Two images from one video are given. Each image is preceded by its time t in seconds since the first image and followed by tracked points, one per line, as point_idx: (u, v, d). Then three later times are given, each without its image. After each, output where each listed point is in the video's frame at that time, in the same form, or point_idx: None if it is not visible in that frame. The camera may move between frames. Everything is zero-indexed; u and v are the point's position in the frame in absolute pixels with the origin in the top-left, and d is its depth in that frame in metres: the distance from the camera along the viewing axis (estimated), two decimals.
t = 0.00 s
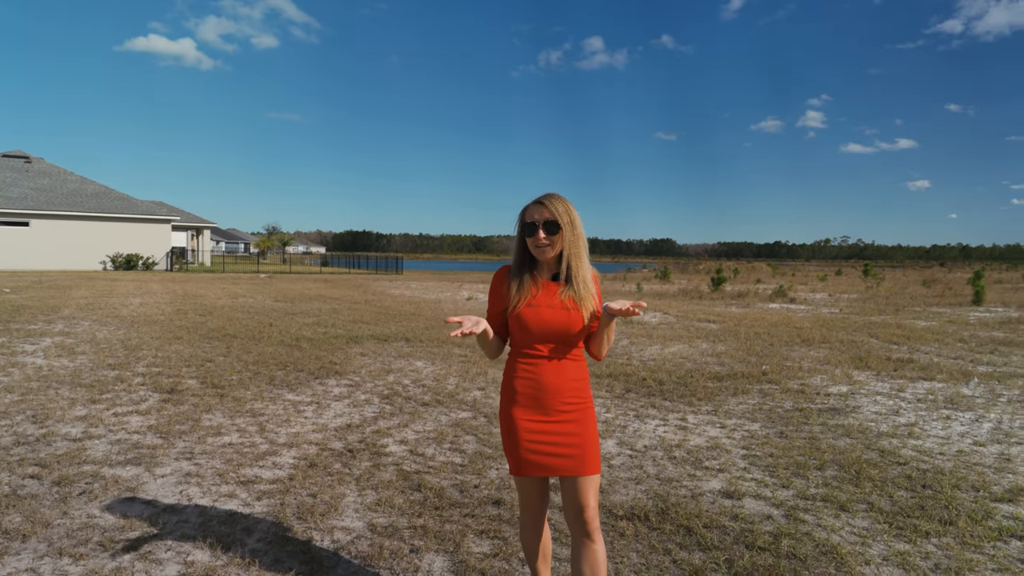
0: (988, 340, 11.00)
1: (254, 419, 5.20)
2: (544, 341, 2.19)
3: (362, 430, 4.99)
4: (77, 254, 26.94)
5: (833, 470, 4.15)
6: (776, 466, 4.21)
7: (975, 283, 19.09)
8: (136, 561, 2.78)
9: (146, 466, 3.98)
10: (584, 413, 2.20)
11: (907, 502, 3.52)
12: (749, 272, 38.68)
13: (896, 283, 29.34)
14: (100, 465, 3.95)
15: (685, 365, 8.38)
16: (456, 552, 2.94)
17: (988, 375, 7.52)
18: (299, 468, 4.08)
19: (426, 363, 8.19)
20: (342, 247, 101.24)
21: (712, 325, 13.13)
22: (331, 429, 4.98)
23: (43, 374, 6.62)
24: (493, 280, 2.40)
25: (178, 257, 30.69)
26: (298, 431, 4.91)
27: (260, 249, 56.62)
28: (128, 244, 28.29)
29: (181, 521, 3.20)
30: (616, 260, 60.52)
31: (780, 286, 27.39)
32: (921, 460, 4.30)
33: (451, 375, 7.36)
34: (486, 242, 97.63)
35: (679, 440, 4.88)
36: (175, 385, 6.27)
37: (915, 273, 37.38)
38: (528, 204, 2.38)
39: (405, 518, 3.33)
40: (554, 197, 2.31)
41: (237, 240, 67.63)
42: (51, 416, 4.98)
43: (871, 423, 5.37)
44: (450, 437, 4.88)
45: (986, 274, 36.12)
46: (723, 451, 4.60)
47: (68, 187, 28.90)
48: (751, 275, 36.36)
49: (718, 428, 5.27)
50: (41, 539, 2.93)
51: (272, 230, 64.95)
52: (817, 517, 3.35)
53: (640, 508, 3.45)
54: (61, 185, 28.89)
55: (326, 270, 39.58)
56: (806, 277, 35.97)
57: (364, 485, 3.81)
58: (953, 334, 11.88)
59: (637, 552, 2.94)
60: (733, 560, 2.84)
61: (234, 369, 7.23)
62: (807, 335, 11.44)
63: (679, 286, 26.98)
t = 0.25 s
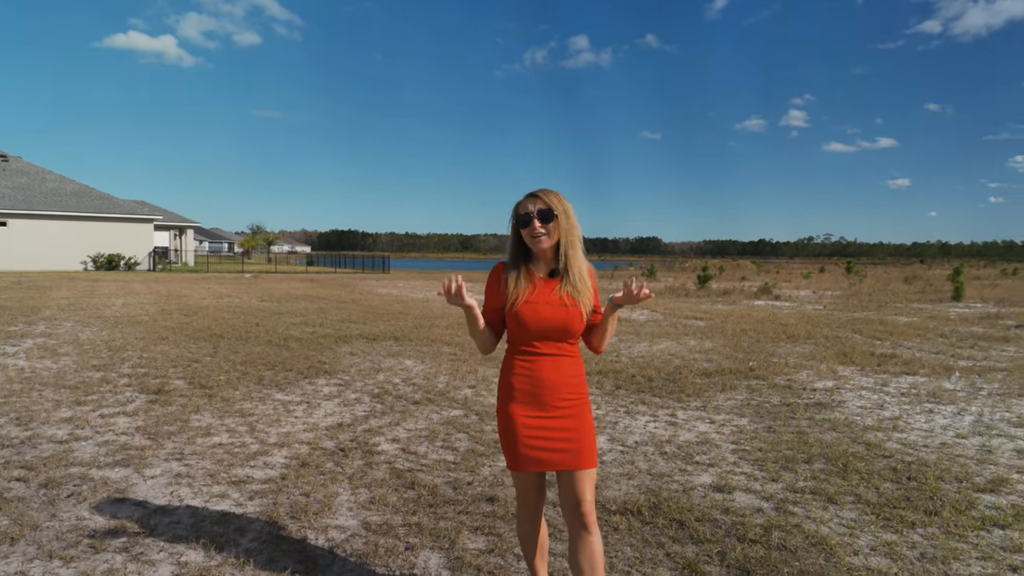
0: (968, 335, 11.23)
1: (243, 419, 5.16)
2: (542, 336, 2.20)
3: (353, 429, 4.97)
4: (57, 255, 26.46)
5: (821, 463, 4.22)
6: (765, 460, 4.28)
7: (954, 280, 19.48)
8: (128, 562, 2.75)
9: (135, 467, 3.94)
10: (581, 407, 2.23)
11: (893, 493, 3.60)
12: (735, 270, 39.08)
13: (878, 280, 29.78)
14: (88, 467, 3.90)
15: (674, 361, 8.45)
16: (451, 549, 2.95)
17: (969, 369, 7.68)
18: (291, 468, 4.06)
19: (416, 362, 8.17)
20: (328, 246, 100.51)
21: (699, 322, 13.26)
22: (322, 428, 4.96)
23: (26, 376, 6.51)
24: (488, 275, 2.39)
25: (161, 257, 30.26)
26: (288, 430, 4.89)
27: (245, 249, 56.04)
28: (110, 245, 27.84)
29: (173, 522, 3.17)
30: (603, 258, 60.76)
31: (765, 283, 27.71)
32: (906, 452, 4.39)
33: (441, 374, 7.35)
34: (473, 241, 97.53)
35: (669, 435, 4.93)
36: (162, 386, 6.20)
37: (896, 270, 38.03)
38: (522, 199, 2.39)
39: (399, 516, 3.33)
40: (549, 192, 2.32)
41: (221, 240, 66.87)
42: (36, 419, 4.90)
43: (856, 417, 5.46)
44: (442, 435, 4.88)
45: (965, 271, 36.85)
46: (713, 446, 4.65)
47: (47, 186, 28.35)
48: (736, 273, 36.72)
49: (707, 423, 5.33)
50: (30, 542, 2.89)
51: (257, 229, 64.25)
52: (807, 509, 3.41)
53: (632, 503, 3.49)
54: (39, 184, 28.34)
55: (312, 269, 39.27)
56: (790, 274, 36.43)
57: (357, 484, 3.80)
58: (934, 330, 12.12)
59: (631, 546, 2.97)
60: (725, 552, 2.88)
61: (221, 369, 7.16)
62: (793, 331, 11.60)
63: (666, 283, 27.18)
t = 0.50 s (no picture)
0: (948, 330, 11.46)
1: (232, 418, 5.12)
2: (539, 333, 2.22)
3: (343, 427, 4.95)
4: (35, 252, 25.94)
5: (807, 456, 4.30)
6: (753, 454, 4.34)
7: (933, 276, 19.87)
8: (119, 562, 2.72)
9: (123, 467, 3.89)
10: (576, 403, 2.25)
11: (878, 485, 3.67)
12: (720, 266, 39.46)
13: (860, 276, 30.25)
14: (74, 467, 3.85)
15: (662, 357, 8.52)
16: (446, 545, 2.96)
17: (949, 364, 7.85)
18: (282, 466, 4.04)
19: (405, 359, 8.16)
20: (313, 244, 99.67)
21: (685, 319, 13.38)
22: (312, 426, 4.94)
23: (6, 376, 6.39)
24: (484, 275, 2.41)
25: (143, 255, 29.81)
26: (278, 428, 4.86)
27: (229, 246, 55.37)
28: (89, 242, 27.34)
29: (163, 521, 3.15)
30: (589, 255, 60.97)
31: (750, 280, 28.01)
32: (890, 445, 4.48)
33: (430, 371, 7.35)
34: (460, 238, 97.32)
35: (659, 430, 4.98)
36: (148, 385, 6.12)
37: (877, 267, 38.68)
38: (516, 200, 2.40)
39: (393, 513, 3.34)
40: (543, 192, 2.34)
41: (204, 237, 65.99)
42: (19, 419, 4.82)
43: (841, 411, 5.56)
44: (433, 432, 4.88)
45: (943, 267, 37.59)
46: (702, 440, 4.71)
47: (24, 182, 27.76)
48: (721, 270, 37.10)
49: (696, 418, 5.39)
50: (17, 544, 2.85)
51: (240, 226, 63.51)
52: (795, 501, 3.47)
53: (624, 497, 3.52)
54: (16, 180, 27.74)
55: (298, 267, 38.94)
56: (773, 271, 36.86)
57: (350, 481, 3.80)
58: (914, 325, 12.36)
59: (624, 540, 3.01)
60: (716, 545, 2.93)
61: (208, 368, 7.09)
62: (778, 327, 11.76)
63: (652, 280, 27.36)
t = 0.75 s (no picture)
0: (931, 327, 11.66)
1: (222, 416, 5.07)
2: (537, 331, 2.22)
3: (335, 425, 4.93)
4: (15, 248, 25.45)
5: (797, 452, 4.35)
6: (743, 450, 4.38)
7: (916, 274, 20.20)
8: (111, 562, 2.69)
9: (112, 466, 3.84)
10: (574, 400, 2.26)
11: (867, 480, 3.73)
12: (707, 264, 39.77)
13: (844, 274, 30.63)
14: (62, 466, 3.79)
15: (652, 354, 8.57)
16: (441, 542, 2.96)
17: (933, 360, 7.99)
18: (273, 464, 4.01)
19: (395, 356, 8.13)
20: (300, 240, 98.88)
21: (674, 316, 13.47)
22: (303, 424, 4.91)
23: None
24: (483, 273, 2.40)
25: (126, 251, 29.38)
26: (269, 426, 4.82)
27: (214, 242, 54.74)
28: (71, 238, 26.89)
29: (155, 520, 3.11)
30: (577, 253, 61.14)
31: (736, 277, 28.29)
32: (877, 440, 4.56)
33: (421, 368, 7.33)
34: (448, 236, 97.08)
35: (650, 427, 5.01)
36: (135, 383, 6.04)
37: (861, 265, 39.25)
38: (515, 196, 2.39)
39: (387, 510, 3.33)
40: (541, 189, 2.32)
41: (188, 233, 65.17)
42: (3, 417, 4.74)
43: (829, 407, 5.63)
44: (426, 429, 4.87)
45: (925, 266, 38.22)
46: (693, 436, 4.74)
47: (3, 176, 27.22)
48: (708, 267, 37.41)
49: (687, 414, 5.43)
50: (5, 545, 2.81)
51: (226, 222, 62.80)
52: (785, 496, 3.51)
53: (618, 493, 3.54)
54: None
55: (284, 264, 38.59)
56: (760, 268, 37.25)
57: (343, 478, 3.78)
58: (898, 322, 12.56)
59: (618, 536, 3.02)
60: (710, 540, 2.95)
61: (196, 365, 7.01)
62: (765, 324, 11.89)
63: (641, 277, 27.50)
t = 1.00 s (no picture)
0: (919, 326, 11.81)
1: (214, 413, 5.03)
2: (540, 330, 2.22)
3: (329, 422, 4.89)
4: None
5: (791, 449, 4.38)
6: (738, 447, 4.41)
7: (903, 273, 20.45)
8: (105, 561, 2.66)
9: (104, 464, 3.80)
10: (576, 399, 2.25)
11: (860, 477, 3.77)
12: (697, 262, 39.99)
13: (832, 273, 30.94)
14: (52, 464, 3.74)
15: (644, 352, 8.60)
16: (440, 540, 2.95)
17: (921, 358, 8.09)
18: (268, 462, 3.97)
19: (388, 354, 8.10)
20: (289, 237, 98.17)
21: (665, 314, 13.53)
22: (297, 421, 4.87)
23: None
24: (486, 269, 2.40)
25: (112, 247, 29.02)
26: (263, 424, 4.78)
27: (201, 238, 54.17)
28: (56, 233, 26.51)
29: (149, 519, 3.08)
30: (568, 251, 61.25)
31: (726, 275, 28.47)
32: (869, 437, 4.60)
33: (414, 366, 7.30)
34: (438, 233, 96.85)
35: (645, 424, 5.02)
36: (125, 380, 5.97)
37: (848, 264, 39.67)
38: (520, 193, 2.38)
39: (384, 508, 3.31)
40: (547, 186, 2.32)
41: (175, 229, 64.50)
42: None
43: (821, 404, 5.69)
44: (421, 426, 4.86)
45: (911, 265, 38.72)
46: (688, 434, 4.77)
47: None
48: (698, 266, 37.60)
49: (681, 412, 5.45)
50: None
51: (214, 218, 62.18)
52: (781, 493, 3.54)
53: (615, 490, 3.55)
54: None
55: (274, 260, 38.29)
56: (749, 267, 37.55)
57: (339, 476, 3.76)
58: (886, 321, 12.70)
59: (617, 533, 3.03)
60: (707, 537, 2.97)
61: (187, 362, 6.94)
62: (756, 322, 11.97)
63: (631, 275, 27.60)
